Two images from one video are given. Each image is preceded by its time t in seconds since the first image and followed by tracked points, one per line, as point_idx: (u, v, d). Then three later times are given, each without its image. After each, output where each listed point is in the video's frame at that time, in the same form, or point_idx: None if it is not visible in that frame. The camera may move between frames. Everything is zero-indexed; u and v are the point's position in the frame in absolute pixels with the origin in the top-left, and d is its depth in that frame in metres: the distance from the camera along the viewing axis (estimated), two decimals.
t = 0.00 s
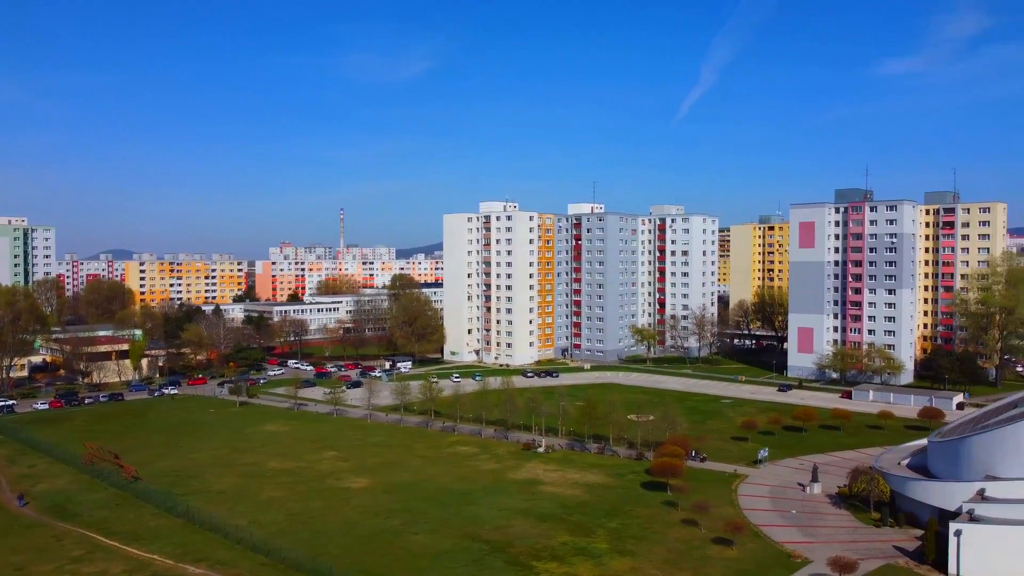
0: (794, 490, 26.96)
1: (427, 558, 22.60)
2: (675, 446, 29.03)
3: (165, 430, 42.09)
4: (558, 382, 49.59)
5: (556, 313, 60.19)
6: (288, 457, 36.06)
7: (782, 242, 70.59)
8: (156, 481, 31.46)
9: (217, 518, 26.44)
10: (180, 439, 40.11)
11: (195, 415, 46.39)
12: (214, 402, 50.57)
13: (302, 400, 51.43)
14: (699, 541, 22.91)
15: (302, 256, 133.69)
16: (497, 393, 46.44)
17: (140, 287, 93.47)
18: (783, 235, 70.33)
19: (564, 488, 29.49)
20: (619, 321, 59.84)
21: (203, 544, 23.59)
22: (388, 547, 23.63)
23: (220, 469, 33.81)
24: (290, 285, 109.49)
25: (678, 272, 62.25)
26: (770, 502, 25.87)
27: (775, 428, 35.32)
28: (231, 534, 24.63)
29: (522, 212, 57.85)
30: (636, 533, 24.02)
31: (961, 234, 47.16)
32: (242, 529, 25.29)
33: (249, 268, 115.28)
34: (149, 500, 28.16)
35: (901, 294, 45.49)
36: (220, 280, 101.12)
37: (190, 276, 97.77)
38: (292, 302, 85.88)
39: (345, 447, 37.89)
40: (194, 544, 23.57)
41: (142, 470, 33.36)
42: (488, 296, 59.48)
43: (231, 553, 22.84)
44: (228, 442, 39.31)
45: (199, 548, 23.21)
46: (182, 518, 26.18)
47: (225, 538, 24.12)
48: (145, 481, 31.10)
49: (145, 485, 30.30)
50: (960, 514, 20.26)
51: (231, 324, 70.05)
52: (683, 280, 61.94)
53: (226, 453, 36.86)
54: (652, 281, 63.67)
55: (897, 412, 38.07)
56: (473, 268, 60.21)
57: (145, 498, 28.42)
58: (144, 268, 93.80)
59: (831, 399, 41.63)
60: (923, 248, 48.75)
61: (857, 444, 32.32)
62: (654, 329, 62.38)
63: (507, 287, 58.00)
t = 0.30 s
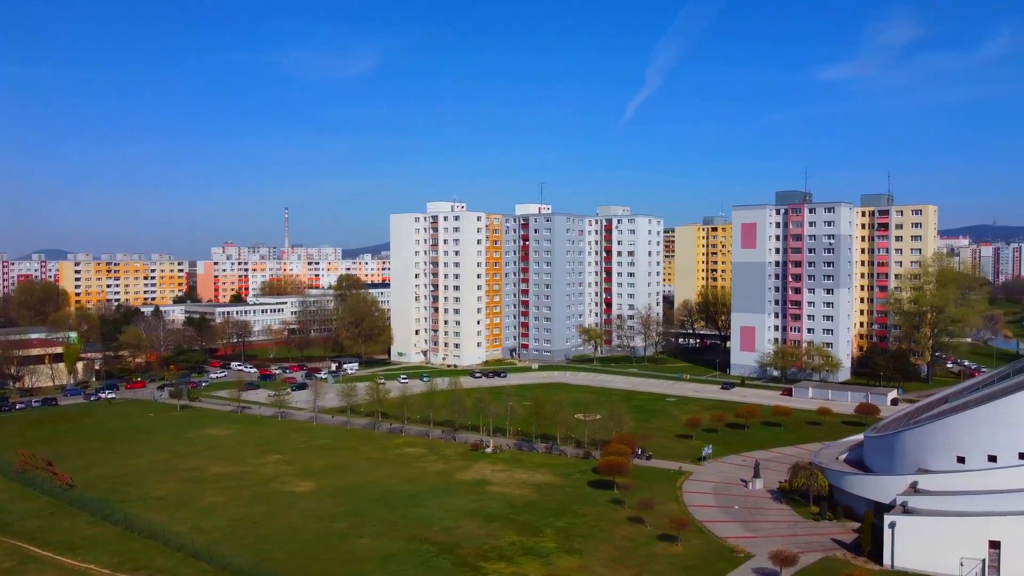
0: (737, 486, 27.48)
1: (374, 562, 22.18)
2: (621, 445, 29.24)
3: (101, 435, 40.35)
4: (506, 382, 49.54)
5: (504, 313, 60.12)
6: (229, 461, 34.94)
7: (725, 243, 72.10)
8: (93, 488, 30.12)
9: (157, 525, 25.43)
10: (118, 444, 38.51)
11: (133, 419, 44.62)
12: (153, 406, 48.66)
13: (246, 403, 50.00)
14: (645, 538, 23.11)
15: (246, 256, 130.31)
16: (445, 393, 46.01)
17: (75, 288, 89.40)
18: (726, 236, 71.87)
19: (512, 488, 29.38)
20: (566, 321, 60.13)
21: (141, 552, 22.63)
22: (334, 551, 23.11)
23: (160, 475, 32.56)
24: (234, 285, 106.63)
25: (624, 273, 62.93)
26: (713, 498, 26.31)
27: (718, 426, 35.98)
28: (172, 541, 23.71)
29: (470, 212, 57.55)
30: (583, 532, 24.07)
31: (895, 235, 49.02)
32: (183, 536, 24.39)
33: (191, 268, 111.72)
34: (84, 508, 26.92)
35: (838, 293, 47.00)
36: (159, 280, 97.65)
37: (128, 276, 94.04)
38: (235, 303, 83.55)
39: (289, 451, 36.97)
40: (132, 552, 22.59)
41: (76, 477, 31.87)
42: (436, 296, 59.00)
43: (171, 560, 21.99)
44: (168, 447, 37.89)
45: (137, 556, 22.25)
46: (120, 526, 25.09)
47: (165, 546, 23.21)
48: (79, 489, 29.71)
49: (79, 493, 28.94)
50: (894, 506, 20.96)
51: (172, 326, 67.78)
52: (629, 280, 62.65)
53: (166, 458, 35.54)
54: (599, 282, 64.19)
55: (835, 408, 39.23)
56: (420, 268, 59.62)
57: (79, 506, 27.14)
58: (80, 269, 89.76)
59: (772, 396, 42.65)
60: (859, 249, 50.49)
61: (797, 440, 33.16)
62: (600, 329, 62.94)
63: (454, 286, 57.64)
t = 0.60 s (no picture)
0: (682, 484, 27.80)
1: (320, 568, 21.59)
2: (569, 445, 29.25)
3: (31, 443, 38.31)
4: (453, 384, 49.21)
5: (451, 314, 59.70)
6: (167, 468, 33.61)
7: (669, 245, 73.26)
8: (23, 498, 28.57)
9: (92, 536, 24.23)
10: (50, 452, 36.63)
11: (66, 426, 42.53)
12: (88, 412, 46.52)
13: (186, 407, 48.23)
14: (592, 538, 23.12)
15: (186, 257, 126.15)
16: (391, 395, 45.35)
17: (5, 290, 84.44)
18: (670, 238, 73.04)
19: (459, 490, 29.08)
20: (514, 322, 60.09)
21: (75, 563, 21.51)
22: (278, 558, 22.41)
23: (95, 483, 31.08)
24: (174, 287, 103.09)
25: (571, 274, 63.26)
26: (659, 496, 26.55)
27: (663, 425, 36.40)
28: (108, 552, 22.63)
29: (416, 213, 56.92)
30: (531, 533, 23.95)
31: (833, 237, 50.55)
32: (120, 546, 23.30)
33: (128, 269, 107.46)
34: (12, 520, 25.48)
35: (779, 294, 48.13)
36: (95, 282, 93.59)
37: (62, 277, 89.67)
38: (174, 305, 80.76)
39: (231, 456, 35.80)
40: (64, 564, 21.44)
41: (4, 488, 30.16)
42: (382, 298, 58.21)
43: (106, 571, 20.97)
44: (104, 454, 36.23)
45: (69, 568, 21.13)
46: (51, 537, 23.82)
47: (101, 557, 22.12)
48: (8, 500, 28.12)
49: (7, 504, 27.38)
50: (832, 501, 21.48)
51: (108, 329, 65.07)
52: (576, 281, 63.01)
53: (102, 466, 33.98)
54: (546, 282, 64.39)
55: (775, 406, 40.21)
56: (366, 270, 58.71)
57: (7, 518, 25.67)
58: (11, 269, 84.63)
59: (715, 395, 43.46)
60: (799, 250, 51.90)
61: (738, 438, 33.79)
62: (547, 329, 63.15)
63: (401, 288, 56.92)
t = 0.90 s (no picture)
0: (629, 482, 28.04)
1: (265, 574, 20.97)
2: (517, 446, 29.18)
3: None
4: (401, 385, 48.70)
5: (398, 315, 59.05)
6: (104, 474, 32.21)
7: (616, 245, 74.07)
8: None
9: (23, 547, 23.02)
10: None
11: None
12: (18, 418, 44.26)
13: (123, 412, 46.36)
14: (539, 538, 23.07)
15: (124, 257, 121.61)
16: (338, 396, 44.49)
17: None
18: (616, 239, 73.86)
19: (407, 492, 28.69)
20: (462, 322, 59.82)
21: None
22: (220, 565, 21.68)
23: (26, 492, 29.56)
24: (111, 287, 99.22)
25: (519, 274, 63.31)
26: (606, 494, 26.72)
27: (610, 424, 36.68)
28: (41, 563, 21.52)
29: (363, 213, 56.07)
30: (479, 534, 23.77)
31: (773, 237, 51.88)
32: (53, 557, 22.18)
33: (62, 269, 103.00)
34: None
35: (722, 293, 49.10)
36: (26, 283, 89.30)
37: None
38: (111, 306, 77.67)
39: (171, 461, 34.54)
40: None
41: None
42: (328, 299, 57.18)
43: None
44: (36, 461, 34.51)
45: None
46: None
47: (32, 569, 21.02)
48: None
49: None
50: (773, 497, 21.92)
51: (40, 331, 62.11)
52: (524, 281, 63.10)
53: (34, 473, 32.35)
54: (494, 282, 64.28)
55: (719, 404, 41.01)
56: (312, 271, 57.60)
57: None
58: None
59: (661, 393, 44.05)
60: (741, 251, 53.08)
61: (683, 436, 34.30)
62: (495, 330, 63.07)
63: (348, 288, 56.02)
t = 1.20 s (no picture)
0: (582, 481, 28.18)
1: None
2: (471, 446, 29.04)
3: None
4: (353, 386, 48.10)
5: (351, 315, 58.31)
6: (43, 481, 30.93)
7: (569, 246, 74.52)
8: None
9: None
10: None
11: None
12: None
13: (65, 417, 44.65)
14: (493, 538, 23.00)
15: (65, 257, 117.35)
16: (289, 399, 43.64)
17: None
18: (570, 239, 74.33)
19: (359, 494, 28.28)
20: (415, 323, 59.38)
21: None
22: (167, 572, 21.01)
23: None
24: (52, 288, 95.57)
25: (472, 274, 63.16)
26: (559, 494, 26.80)
27: (564, 423, 36.81)
28: None
29: (314, 213, 55.16)
30: (433, 535, 23.57)
31: (722, 238, 52.87)
32: None
33: None
34: None
35: (673, 293, 49.82)
36: None
37: None
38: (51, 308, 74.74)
39: (115, 467, 33.37)
40: None
41: None
42: (279, 300, 56.11)
43: None
44: None
45: None
46: None
47: None
48: None
49: None
50: (723, 493, 22.30)
51: None
52: (478, 281, 62.97)
53: None
54: (447, 283, 64.00)
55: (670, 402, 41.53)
56: (262, 271, 56.43)
57: None
58: None
59: (614, 392, 44.41)
60: (691, 252, 53.94)
61: (634, 434, 34.64)
62: (449, 330, 62.78)
63: (299, 289, 55.07)
